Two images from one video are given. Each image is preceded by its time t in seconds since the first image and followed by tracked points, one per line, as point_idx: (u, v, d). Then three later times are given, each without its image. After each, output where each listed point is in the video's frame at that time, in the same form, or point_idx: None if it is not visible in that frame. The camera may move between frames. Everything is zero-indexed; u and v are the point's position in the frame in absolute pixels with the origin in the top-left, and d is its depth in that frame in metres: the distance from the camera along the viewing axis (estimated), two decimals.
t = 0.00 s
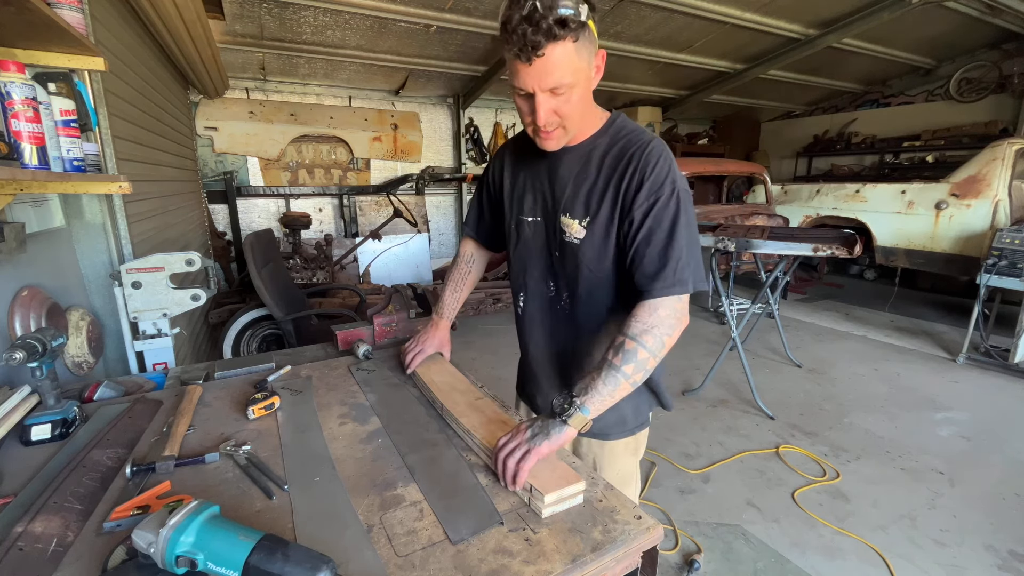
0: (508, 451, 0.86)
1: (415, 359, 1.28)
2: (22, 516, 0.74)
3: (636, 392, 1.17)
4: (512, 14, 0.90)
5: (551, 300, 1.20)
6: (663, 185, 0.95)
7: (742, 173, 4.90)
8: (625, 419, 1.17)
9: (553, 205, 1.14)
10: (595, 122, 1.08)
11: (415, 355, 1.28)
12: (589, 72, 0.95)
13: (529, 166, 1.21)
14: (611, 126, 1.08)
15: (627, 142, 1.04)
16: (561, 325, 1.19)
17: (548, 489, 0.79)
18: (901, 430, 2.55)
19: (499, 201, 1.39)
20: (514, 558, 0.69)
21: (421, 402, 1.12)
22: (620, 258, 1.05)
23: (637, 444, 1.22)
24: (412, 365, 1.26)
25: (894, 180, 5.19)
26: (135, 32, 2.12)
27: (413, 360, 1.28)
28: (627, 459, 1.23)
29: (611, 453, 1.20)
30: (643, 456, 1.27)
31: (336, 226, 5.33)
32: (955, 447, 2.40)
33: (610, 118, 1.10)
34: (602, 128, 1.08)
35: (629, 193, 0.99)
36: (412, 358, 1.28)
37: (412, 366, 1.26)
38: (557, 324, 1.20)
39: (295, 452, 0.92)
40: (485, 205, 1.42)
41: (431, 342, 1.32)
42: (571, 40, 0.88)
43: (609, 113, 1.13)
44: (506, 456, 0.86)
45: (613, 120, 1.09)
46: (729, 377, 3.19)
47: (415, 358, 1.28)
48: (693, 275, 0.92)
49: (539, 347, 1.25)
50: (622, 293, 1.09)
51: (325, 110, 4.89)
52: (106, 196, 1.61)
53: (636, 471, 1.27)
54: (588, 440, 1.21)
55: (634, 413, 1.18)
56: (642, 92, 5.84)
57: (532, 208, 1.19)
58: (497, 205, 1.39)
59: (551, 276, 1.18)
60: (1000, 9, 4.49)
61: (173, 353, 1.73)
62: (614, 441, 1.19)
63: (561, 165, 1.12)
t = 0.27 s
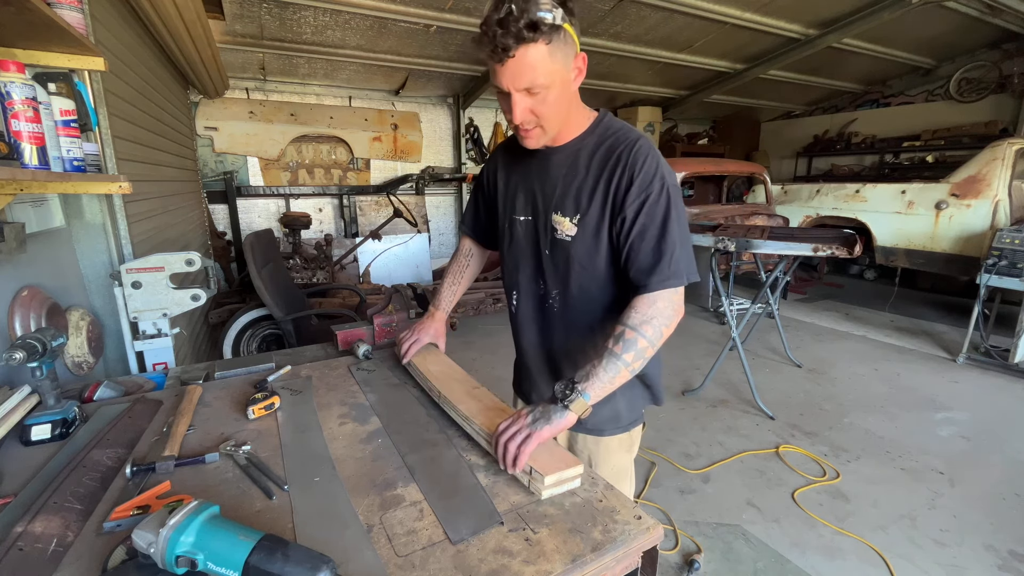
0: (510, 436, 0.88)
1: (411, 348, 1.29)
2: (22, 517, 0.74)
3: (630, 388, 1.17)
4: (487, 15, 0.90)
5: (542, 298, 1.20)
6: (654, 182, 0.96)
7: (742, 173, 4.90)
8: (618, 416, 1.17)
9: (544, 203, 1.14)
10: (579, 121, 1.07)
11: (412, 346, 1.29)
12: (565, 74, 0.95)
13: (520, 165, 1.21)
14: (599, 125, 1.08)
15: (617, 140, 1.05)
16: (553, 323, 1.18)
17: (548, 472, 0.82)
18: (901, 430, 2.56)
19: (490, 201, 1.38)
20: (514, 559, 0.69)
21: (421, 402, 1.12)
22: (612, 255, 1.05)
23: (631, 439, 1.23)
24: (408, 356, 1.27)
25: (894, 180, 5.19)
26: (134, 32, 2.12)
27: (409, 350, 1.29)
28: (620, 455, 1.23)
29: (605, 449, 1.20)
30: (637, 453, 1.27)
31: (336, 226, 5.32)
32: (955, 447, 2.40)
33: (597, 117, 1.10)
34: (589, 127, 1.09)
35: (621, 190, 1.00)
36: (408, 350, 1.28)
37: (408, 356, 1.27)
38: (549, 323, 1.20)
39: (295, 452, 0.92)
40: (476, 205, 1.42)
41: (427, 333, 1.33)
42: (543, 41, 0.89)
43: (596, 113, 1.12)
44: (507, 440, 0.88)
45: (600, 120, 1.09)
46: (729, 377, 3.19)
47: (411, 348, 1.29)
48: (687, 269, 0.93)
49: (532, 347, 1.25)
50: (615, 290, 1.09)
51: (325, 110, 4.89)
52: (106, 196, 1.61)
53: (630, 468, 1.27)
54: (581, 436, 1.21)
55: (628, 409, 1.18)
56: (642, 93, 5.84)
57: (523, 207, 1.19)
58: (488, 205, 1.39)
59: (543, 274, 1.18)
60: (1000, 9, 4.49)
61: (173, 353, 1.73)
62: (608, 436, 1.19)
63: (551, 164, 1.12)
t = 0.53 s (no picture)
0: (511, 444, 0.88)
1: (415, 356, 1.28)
2: (22, 517, 0.74)
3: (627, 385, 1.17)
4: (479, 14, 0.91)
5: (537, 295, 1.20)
6: (645, 178, 0.96)
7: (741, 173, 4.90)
8: (614, 413, 1.17)
9: (538, 199, 1.14)
10: (572, 121, 1.07)
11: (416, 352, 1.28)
12: (557, 72, 0.95)
13: (515, 163, 1.21)
14: (592, 124, 1.08)
15: (610, 137, 1.05)
16: (548, 320, 1.18)
17: (549, 477, 0.82)
18: (901, 430, 2.56)
19: (487, 199, 1.39)
20: (514, 558, 0.69)
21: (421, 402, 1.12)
22: (605, 251, 1.05)
23: (626, 437, 1.23)
24: (411, 362, 1.27)
25: (894, 180, 5.19)
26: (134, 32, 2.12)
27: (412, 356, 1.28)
28: (616, 452, 1.23)
29: (601, 446, 1.20)
30: (633, 451, 1.27)
31: (336, 226, 5.32)
32: (955, 447, 2.40)
33: (591, 117, 1.10)
34: (582, 126, 1.09)
35: (613, 185, 1.00)
36: (411, 355, 1.28)
37: (412, 363, 1.27)
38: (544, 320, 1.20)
39: (295, 452, 0.92)
40: (475, 203, 1.42)
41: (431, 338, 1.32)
42: (534, 39, 0.89)
43: (589, 113, 1.13)
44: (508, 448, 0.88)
45: (593, 119, 1.09)
46: (729, 377, 3.19)
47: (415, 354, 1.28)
48: (678, 263, 0.93)
49: (529, 345, 1.25)
50: (608, 287, 1.08)
51: (325, 110, 4.89)
52: (106, 196, 1.61)
53: (626, 466, 1.27)
54: (578, 432, 1.21)
55: (624, 407, 1.18)
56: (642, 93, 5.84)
57: (518, 204, 1.19)
58: (485, 204, 1.40)
59: (537, 271, 1.18)
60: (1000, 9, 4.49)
61: (173, 353, 1.73)
62: (604, 433, 1.19)
63: (546, 161, 1.12)
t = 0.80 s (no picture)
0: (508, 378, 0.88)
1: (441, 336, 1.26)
2: (22, 517, 0.74)
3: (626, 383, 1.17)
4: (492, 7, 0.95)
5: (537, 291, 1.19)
6: (650, 172, 0.99)
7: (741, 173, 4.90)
8: (612, 411, 1.17)
9: (538, 196, 1.13)
10: (575, 116, 1.09)
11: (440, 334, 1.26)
12: (564, 60, 0.98)
13: (514, 161, 1.20)
14: (591, 123, 1.09)
15: (611, 133, 1.06)
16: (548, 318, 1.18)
17: (548, 477, 0.82)
18: (901, 430, 2.56)
19: (483, 198, 1.37)
20: (514, 559, 0.69)
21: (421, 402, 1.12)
22: (610, 245, 1.06)
23: (622, 436, 1.23)
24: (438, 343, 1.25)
25: (894, 180, 5.19)
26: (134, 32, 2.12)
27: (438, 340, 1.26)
28: (612, 451, 1.24)
29: (597, 443, 1.21)
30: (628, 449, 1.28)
31: (336, 226, 5.32)
32: (955, 447, 2.40)
33: (589, 116, 1.10)
34: (581, 125, 1.09)
35: (618, 180, 1.01)
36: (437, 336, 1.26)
37: (438, 343, 1.25)
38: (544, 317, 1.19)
39: (295, 452, 0.92)
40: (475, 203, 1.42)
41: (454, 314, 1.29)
42: (546, 26, 0.93)
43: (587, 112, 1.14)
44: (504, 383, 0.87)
45: (592, 118, 1.10)
46: (729, 377, 3.19)
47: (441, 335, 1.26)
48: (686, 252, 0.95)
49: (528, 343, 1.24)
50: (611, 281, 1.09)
51: (325, 110, 4.89)
52: (106, 196, 1.61)
53: (621, 464, 1.28)
54: (575, 430, 1.21)
55: (623, 406, 1.18)
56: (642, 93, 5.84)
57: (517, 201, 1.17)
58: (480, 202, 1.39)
59: (538, 267, 1.17)
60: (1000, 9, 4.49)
61: (173, 353, 1.72)
62: (601, 431, 1.19)
63: (546, 158, 1.11)
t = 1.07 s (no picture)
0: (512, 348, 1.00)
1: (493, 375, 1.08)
2: (22, 517, 0.74)
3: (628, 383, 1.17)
4: (497, 22, 0.95)
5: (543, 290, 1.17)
6: (654, 171, 1.02)
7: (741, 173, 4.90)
8: (614, 411, 1.17)
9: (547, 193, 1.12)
10: (583, 116, 1.10)
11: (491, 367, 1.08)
12: (572, 64, 0.99)
13: (520, 160, 1.19)
14: (597, 122, 1.10)
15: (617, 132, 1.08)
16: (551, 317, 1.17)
17: (548, 477, 0.82)
18: (901, 430, 2.56)
19: (484, 199, 1.34)
20: (514, 559, 0.69)
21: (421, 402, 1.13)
22: (615, 241, 1.08)
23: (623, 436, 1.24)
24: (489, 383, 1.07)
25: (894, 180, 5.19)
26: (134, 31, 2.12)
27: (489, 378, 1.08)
28: (613, 451, 1.24)
29: (597, 442, 1.21)
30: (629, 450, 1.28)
31: (336, 226, 5.32)
32: (955, 447, 2.40)
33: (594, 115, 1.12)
34: (588, 124, 1.10)
35: (626, 176, 1.03)
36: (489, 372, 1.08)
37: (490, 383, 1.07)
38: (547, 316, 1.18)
39: (295, 451, 0.92)
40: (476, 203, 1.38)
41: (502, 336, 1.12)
42: (555, 34, 0.93)
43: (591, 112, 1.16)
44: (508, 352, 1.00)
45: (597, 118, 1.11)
46: (729, 377, 3.19)
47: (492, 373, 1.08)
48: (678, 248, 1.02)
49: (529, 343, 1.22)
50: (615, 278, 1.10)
51: (325, 110, 4.89)
52: (106, 196, 1.61)
53: (622, 464, 1.28)
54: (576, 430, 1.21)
55: (625, 406, 1.18)
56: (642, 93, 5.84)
57: (524, 199, 1.16)
58: (481, 202, 1.36)
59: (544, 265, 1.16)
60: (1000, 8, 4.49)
61: (173, 353, 1.72)
62: (602, 430, 1.20)
63: (554, 156, 1.11)
